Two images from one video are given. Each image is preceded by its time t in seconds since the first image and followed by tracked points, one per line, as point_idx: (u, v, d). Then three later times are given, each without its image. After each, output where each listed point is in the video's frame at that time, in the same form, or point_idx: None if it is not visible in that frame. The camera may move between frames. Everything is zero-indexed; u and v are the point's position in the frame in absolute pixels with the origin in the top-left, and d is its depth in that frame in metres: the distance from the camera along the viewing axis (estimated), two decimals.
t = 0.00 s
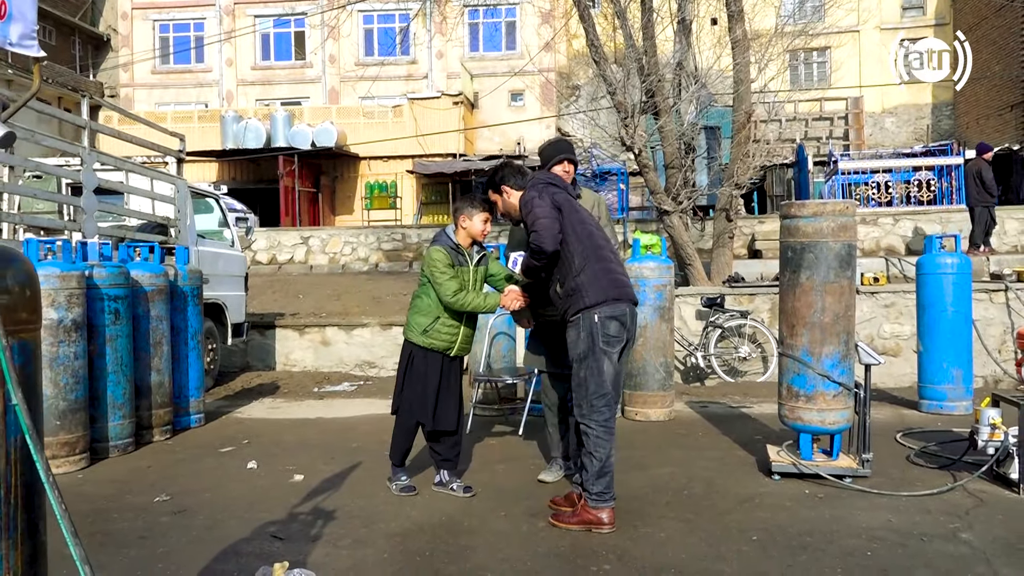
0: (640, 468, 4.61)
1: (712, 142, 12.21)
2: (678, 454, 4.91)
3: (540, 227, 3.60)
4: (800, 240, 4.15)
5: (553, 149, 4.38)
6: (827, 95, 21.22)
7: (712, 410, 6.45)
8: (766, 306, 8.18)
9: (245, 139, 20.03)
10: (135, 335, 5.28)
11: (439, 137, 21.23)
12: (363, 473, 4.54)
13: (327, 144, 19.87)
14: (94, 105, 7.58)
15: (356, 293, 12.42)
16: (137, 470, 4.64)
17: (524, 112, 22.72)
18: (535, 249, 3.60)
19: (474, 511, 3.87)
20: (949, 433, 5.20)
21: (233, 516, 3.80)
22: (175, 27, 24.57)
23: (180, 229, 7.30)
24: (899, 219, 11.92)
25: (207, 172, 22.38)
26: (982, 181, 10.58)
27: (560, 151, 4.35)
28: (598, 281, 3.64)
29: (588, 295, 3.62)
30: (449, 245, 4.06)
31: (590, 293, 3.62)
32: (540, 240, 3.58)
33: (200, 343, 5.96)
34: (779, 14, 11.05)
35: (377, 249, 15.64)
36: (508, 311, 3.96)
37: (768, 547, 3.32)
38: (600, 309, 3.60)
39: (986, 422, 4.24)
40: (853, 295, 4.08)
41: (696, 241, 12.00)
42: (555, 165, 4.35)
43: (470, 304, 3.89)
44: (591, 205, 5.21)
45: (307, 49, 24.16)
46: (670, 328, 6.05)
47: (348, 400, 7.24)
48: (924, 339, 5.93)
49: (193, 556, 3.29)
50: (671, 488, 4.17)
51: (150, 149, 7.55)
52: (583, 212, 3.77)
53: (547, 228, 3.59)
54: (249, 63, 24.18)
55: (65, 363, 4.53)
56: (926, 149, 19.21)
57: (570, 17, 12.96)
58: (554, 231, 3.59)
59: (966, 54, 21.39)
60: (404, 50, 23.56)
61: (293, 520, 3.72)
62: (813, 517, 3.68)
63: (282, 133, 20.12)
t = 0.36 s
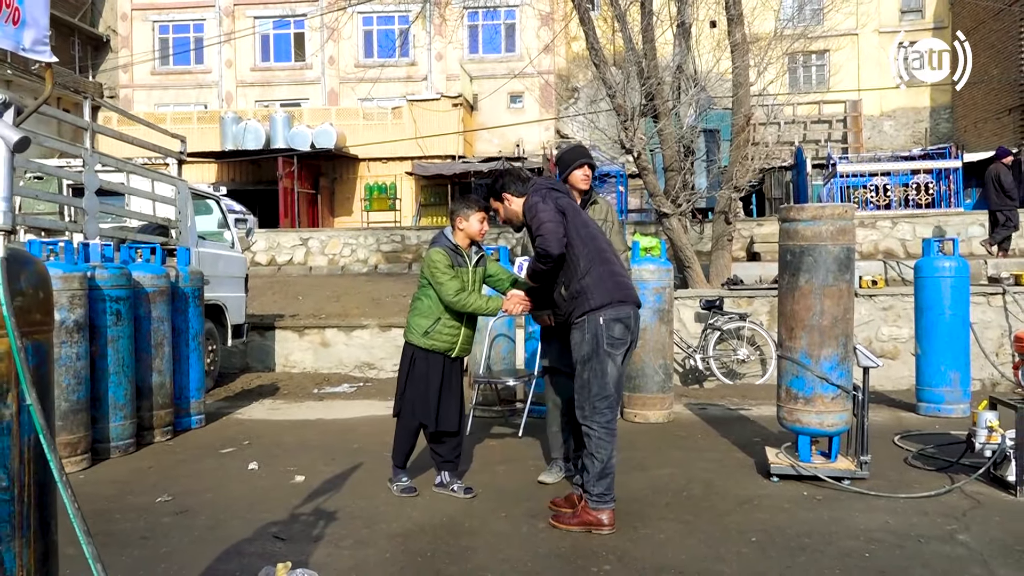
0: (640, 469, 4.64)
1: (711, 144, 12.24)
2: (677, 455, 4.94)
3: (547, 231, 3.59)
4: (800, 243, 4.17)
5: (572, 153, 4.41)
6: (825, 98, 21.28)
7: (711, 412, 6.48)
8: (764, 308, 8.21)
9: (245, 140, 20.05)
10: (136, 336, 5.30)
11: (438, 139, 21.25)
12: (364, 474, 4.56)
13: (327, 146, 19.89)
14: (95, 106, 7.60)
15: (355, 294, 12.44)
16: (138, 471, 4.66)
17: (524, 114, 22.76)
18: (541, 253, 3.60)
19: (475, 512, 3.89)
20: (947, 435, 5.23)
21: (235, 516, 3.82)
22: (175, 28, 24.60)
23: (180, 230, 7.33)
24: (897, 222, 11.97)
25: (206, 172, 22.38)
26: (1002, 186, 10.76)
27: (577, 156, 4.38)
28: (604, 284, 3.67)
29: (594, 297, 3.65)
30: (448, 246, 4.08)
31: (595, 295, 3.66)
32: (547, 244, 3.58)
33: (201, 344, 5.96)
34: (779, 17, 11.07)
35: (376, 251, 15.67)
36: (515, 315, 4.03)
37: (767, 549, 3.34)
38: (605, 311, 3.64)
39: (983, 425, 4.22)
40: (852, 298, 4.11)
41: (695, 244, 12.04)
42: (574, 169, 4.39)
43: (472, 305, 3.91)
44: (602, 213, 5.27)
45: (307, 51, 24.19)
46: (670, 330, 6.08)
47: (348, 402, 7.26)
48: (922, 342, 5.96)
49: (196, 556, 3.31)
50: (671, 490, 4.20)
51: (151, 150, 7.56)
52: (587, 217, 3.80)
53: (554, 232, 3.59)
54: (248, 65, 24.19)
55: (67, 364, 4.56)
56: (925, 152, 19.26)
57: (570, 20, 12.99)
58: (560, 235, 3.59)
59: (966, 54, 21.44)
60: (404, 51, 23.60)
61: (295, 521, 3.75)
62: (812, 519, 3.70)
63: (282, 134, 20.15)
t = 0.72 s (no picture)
0: (641, 472, 4.66)
1: (712, 150, 12.30)
2: (678, 459, 4.97)
3: (554, 235, 3.61)
4: (800, 249, 4.20)
5: (583, 160, 4.46)
6: (825, 104, 21.36)
7: (712, 416, 6.50)
8: (765, 313, 8.23)
9: (246, 145, 20.12)
10: (140, 340, 5.34)
11: (439, 143, 21.28)
12: (368, 477, 4.58)
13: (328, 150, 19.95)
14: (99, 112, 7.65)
15: (356, 298, 12.47)
16: (142, 474, 4.68)
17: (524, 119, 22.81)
18: (547, 257, 3.62)
19: (478, 515, 3.92)
20: (947, 440, 5.25)
21: (240, 519, 3.85)
22: (177, 32, 24.68)
23: (184, 234, 7.37)
24: (897, 228, 12.00)
25: (207, 176, 22.42)
26: None
27: (587, 164, 4.44)
28: (608, 287, 3.73)
29: (599, 300, 3.71)
30: (445, 249, 4.11)
31: (600, 299, 3.71)
32: (553, 247, 3.60)
33: (204, 348, 5.99)
34: (779, 23, 11.11)
35: (377, 255, 15.71)
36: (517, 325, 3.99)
37: (768, 552, 3.37)
38: (610, 314, 3.70)
39: (983, 430, 4.24)
40: (853, 304, 4.14)
41: (696, 249, 12.09)
42: (585, 176, 4.48)
43: (474, 309, 3.93)
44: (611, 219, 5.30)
45: (308, 55, 24.27)
46: (671, 335, 6.11)
47: (350, 406, 7.29)
48: (922, 347, 5.98)
49: (202, 558, 3.34)
50: (673, 493, 4.22)
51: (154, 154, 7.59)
52: (588, 223, 3.85)
53: (560, 236, 3.62)
54: (249, 69, 24.25)
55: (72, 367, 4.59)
56: (925, 158, 19.32)
57: (571, 25, 13.04)
58: (566, 239, 3.62)
59: (965, 55, 21.51)
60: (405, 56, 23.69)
61: (299, 524, 3.77)
62: (813, 523, 3.73)
63: (284, 138, 20.21)
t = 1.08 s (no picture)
0: (645, 476, 4.68)
1: (713, 154, 12.34)
2: (681, 463, 4.99)
3: (561, 239, 3.64)
4: (802, 253, 4.23)
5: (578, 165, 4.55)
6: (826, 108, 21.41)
7: (714, 420, 6.52)
8: (767, 317, 8.26)
9: (248, 149, 20.19)
10: (146, 345, 5.37)
11: (441, 148, 21.32)
12: (373, 481, 4.61)
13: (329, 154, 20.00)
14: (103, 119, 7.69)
15: (359, 303, 12.50)
16: (149, 478, 4.71)
17: (526, 123, 22.86)
18: (554, 261, 3.63)
19: (483, 518, 3.94)
20: (949, 443, 5.27)
21: (246, 522, 3.87)
22: (179, 37, 24.77)
23: (188, 239, 7.41)
24: (898, 232, 12.01)
25: (209, 181, 22.47)
26: None
27: (583, 168, 4.52)
28: (612, 291, 3.78)
29: (604, 303, 3.75)
30: (452, 257, 4.15)
31: (605, 302, 3.75)
32: (560, 251, 3.62)
33: (209, 352, 6.03)
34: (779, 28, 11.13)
35: (379, 259, 15.73)
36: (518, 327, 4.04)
37: (771, 554, 3.39)
38: (615, 317, 3.75)
39: (985, 433, 4.27)
40: (854, 307, 4.17)
41: (697, 252, 12.13)
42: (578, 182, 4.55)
43: (474, 318, 3.97)
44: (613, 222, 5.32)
45: (310, 60, 24.35)
46: (674, 339, 6.13)
47: (354, 410, 7.31)
48: (924, 351, 6.01)
49: (209, 561, 3.36)
50: (676, 497, 4.24)
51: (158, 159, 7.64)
52: (590, 227, 3.90)
53: (568, 240, 3.64)
54: (251, 74, 24.33)
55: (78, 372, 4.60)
56: (925, 161, 19.35)
57: (572, 29, 13.09)
58: (573, 243, 3.64)
59: (966, 55, 21.40)
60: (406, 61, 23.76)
61: (305, 527, 3.80)
62: (816, 525, 3.75)
63: (286, 143, 20.30)
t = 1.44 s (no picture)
0: (646, 480, 4.70)
1: (712, 158, 12.37)
2: (682, 467, 5.00)
3: (567, 244, 3.66)
4: (803, 258, 4.26)
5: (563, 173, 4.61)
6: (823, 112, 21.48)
7: (714, 424, 6.54)
8: (766, 321, 8.28)
9: (246, 155, 20.17)
10: (148, 351, 5.37)
11: (439, 153, 21.36)
12: (375, 486, 4.62)
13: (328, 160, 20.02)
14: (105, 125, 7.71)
15: (358, 308, 12.50)
16: (151, 484, 4.72)
17: (524, 128, 22.95)
18: (559, 266, 3.66)
19: (487, 523, 3.95)
20: (949, 447, 5.29)
21: (250, 528, 3.88)
22: (177, 43, 24.80)
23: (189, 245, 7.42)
24: (896, 235, 12.04)
25: (207, 187, 22.46)
26: None
27: (566, 175, 4.57)
28: (614, 296, 3.82)
29: (606, 309, 3.78)
30: (465, 263, 4.13)
31: (608, 307, 3.79)
32: (566, 257, 3.64)
33: (210, 358, 6.04)
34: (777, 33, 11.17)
35: (378, 264, 15.73)
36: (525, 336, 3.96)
37: (774, 558, 3.41)
38: (617, 322, 3.78)
39: (985, 436, 4.30)
40: (855, 312, 4.19)
41: (696, 257, 12.17)
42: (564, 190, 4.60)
43: (483, 328, 3.99)
44: (607, 224, 5.41)
45: (308, 65, 24.39)
46: (674, 344, 6.15)
47: (355, 415, 7.31)
48: (923, 355, 6.03)
49: (214, 567, 3.37)
50: (678, 501, 4.26)
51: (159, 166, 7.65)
52: (592, 234, 3.94)
53: (573, 246, 3.66)
54: (250, 79, 24.37)
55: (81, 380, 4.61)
56: (923, 165, 19.40)
57: (570, 35, 13.12)
58: (579, 249, 3.67)
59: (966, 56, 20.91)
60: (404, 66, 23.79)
61: (309, 532, 3.81)
62: (817, 529, 3.76)
63: (284, 149, 20.29)
